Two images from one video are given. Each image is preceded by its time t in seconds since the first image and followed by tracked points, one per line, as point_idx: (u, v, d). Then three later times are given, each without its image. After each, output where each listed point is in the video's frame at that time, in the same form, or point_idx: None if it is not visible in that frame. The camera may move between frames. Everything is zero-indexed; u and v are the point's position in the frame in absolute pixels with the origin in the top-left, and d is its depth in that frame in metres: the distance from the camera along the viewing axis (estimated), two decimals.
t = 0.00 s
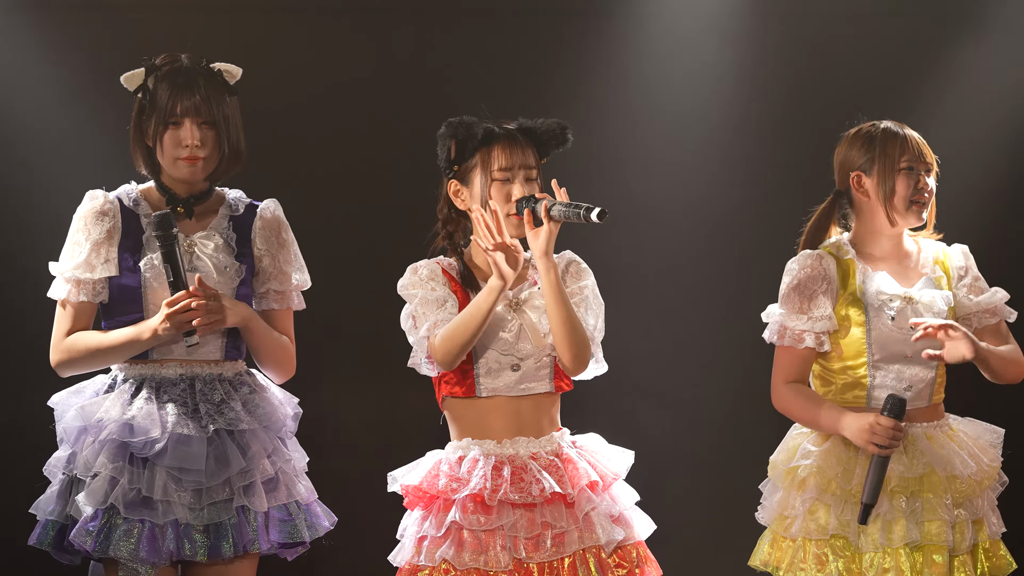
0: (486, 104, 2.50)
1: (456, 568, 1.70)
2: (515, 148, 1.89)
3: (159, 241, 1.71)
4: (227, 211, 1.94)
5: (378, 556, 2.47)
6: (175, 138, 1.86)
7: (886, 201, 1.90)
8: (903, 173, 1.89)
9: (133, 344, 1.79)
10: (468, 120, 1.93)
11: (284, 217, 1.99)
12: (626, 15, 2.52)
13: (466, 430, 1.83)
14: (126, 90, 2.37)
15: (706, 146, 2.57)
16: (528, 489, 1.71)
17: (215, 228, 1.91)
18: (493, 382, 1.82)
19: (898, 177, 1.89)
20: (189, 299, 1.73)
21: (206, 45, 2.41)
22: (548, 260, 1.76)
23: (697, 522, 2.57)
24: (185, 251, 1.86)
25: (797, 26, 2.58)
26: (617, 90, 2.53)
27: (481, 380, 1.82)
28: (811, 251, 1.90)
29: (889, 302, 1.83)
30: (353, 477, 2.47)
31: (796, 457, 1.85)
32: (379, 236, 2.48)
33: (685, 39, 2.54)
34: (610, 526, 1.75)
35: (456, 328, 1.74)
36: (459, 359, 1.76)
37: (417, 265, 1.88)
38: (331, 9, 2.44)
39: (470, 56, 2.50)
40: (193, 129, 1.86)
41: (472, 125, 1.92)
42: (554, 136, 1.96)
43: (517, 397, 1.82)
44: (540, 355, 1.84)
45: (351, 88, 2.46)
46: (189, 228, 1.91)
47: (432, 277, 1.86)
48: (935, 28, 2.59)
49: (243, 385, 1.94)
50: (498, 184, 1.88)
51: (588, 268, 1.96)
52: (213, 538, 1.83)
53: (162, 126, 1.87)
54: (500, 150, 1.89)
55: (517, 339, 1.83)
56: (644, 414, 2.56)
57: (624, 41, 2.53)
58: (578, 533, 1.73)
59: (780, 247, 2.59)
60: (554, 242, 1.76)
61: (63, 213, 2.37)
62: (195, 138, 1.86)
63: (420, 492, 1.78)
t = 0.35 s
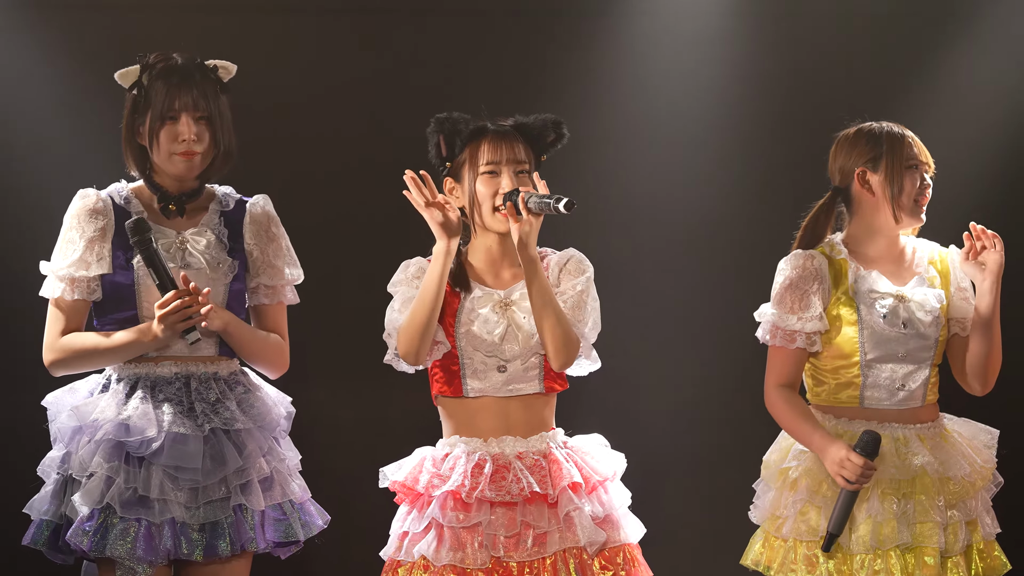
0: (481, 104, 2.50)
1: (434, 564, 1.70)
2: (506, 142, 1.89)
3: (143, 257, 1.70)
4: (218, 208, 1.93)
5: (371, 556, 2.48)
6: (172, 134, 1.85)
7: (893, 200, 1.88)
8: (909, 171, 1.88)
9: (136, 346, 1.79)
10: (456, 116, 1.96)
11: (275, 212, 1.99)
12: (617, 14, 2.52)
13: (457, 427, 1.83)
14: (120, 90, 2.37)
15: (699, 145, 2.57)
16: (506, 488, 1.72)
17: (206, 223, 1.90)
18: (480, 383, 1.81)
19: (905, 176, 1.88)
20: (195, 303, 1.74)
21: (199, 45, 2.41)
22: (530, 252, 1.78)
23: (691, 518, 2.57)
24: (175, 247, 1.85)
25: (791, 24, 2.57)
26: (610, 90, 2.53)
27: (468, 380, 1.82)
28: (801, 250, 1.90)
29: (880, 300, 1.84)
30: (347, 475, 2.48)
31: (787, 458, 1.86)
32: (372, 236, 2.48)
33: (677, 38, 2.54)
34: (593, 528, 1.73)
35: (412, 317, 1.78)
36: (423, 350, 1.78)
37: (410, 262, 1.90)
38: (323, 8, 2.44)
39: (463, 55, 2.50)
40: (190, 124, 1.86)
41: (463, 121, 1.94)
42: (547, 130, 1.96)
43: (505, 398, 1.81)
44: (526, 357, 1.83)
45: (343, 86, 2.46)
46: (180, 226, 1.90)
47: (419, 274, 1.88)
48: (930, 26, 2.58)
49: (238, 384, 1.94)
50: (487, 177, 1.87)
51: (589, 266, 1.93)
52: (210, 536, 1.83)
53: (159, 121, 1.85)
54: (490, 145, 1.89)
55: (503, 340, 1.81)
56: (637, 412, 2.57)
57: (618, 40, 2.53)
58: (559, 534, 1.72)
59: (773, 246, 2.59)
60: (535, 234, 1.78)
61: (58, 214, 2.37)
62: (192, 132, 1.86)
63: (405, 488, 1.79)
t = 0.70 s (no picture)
0: (474, 103, 2.50)
1: (407, 561, 1.71)
2: (504, 150, 1.85)
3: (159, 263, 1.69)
4: (210, 207, 1.93)
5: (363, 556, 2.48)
6: (166, 131, 1.84)
7: (874, 207, 1.87)
8: (890, 178, 1.86)
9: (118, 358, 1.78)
10: (456, 121, 1.93)
11: (267, 211, 1.98)
12: (611, 13, 2.52)
13: (449, 425, 1.82)
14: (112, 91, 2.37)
15: (692, 145, 2.57)
16: (481, 489, 1.72)
17: (199, 223, 1.90)
18: (463, 386, 1.81)
19: (887, 181, 1.86)
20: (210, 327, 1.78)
21: (191, 45, 2.41)
22: (510, 274, 1.73)
23: (684, 517, 2.58)
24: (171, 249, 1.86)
25: (784, 23, 2.56)
26: (603, 89, 2.53)
27: (453, 385, 1.81)
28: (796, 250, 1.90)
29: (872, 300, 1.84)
30: (341, 474, 2.48)
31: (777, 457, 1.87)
32: (365, 235, 2.48)
33: (670, 37, 2.54)
34: (568, 531, 1.72)
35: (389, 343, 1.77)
36: (403, 364, 1.77)
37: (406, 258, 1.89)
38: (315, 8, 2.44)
39: (456, 54, 2.49)
40: (185, 121, 1.85)
41: (463, 126, 1.91)
42: (547, 138, 1.92)
43: (491, 405, 1.80)
44: (508, 366, 1.79)
45: (336, 86, 2.45)
46: (173, 226, 1.90)
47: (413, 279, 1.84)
48: (924, 25, 2.58)
49: (232, 384, 1.93)
50: (482, 186, 1.84)
51: (588, 269, 1.88)
52: (204, 536, 1.82)
53: (155, 119, 1.84)
54: (487, 153, 1.86)
55: (485, 348, 1.78)
56: (630, 411, 2.57)
57: (611, 39, 2.52)
58: (534, 536, 1.71)
59: (766, 245, 2.59)
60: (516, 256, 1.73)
61: (51, 214, 2.37)
62: (188, 130, 1.85)
63: (389, 481, 1.82)
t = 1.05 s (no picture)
0: (472, 103, 2.50)
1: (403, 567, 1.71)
2: (506, 181, 1.77)
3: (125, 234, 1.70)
4: (209, 208, 1.94)
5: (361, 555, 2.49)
6: (166, 132, 1.84)
7: (852, 207, 1.90)
8: (867, 183, 1.87)
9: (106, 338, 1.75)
10: (460, 150, 1.84)
11: (265, 213, 1.99)
12: (607, 13, 2.52)
13: (449, 433, 1.81)
14: (110, 91, 2.37)
15: (689, 146, 2.57)
16: (474, 503, 1.72)
17: (197, 224, 1.90)
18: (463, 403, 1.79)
19: (863, 184, 1.88)
20: (221, 306, 1.79)
21: (189, 45, 2.41)
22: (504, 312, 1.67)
23: (680, 516, 2.59)
24: (168, 249, 1.85)
25: (781, 23, 2.57)
26: (600, 89, 2.54)
27: (453, 401, 1.80)
28: (790, 249, 1.88)
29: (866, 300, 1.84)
30: (338, 474, 2.49)
31: (771, 456, 1.88)
32: (362, 235, 2.48)
33: (667, 38, 2.54)
34: (562, 544, 1.71)
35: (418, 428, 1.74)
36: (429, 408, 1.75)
37: (405, 279, 1.83)
38: (312, 7, 2.44)
39: (453, 54, 2.49)
40: (185, 122, 1.84)
41: (467, 156, 1.82)
42: (554, 175, 1.82)
43: (489, 424, 1.78)
44: (506, 390, 1.76)
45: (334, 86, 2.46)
46: (171, 226, 1.89)
47: (414, 303, 1.79)
48: (922, 25, 2.58)
49: (229, 384, 1.93)
50: (483, 217, 1.77)
51: (591, 291, 1.85)
52: (202, 537, 1.83)
53: (155, 120, 1.84)
54: (490, 184, 1.78)
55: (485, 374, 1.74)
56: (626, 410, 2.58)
57: (608, 39, 2.53)
58: (530, 547, 1.70)
59: (763, 246, 2.59)
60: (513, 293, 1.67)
61: (49, 214, 2.37)
62: (189, 130, 1.85)
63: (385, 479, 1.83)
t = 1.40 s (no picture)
0: (472, 104, 2.50)
1: (405, 568, 1.71)
2: (508, 153, 1.82)
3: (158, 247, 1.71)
4: (209, 209, 1.93)
5: (361, 556, 2.48)
6: (166, 132, 1.84)
7: (847, 206, 1.91)
8: (862, 182, 1.87)
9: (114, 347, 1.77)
10: (460, 122, 1.88)
11: (266, 214, 1.98)
12: (606, 15, 2.52)
13: (448, 429, 1.82)
14: (110, 91, 2.36)
15: (689, 146, 2.57)
16: (476, 504, 1.72)
17: (197, 225, 1.90)
18: (465, 395, 1.80)
19: (857, 184, 1.88)
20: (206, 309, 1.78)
21: (190, 46, 2.41)
22: (507, 278, 1.70)
23: (680, 517, 2.59)
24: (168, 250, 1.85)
25: (781, 24, 2.57)
26: (600, 90, 2.54)
27: (453, 391, 1.80)
28: (781, 258, 1.88)
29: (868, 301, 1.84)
30: (338, 474, 2.49)
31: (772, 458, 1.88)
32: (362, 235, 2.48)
33: (667, 39, 2.55)
34: (565, 544, 1.71)
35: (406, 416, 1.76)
36: (420, 394, 1.77)
37: (404, 270, 1.86)
38: (313, 8, 2.43)
39: (453, 55, 2.49)
40: (186, 123, 1.84)
41: (468, 128, 1.87)
42: (551, 144, 1.89)
43: (491, 412, 1.79)
44: (508, 377, 1.76)
45: (334, 87, 2.46)
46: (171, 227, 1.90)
47: (413, 292, 1.82)
48: (922, 26, 2.58)
49: (228, 384, 1.93)
50: (485, 189, 1.81)
51: (590, 274, 1.84)
52: (201, 537, 1.82)
53: (155, 120, 1.83)
54: (492, 154, 1.83)
55: (485, 361, 1.76)
56: (626, 411, 2.58)
57: (608, 41, 2.53)
58: (532, 546, 1.70)
59: (763, 246, 2.59)
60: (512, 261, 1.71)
61: (49, 214, 2.37)
62: (189, 131, 1.85)
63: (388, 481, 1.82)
